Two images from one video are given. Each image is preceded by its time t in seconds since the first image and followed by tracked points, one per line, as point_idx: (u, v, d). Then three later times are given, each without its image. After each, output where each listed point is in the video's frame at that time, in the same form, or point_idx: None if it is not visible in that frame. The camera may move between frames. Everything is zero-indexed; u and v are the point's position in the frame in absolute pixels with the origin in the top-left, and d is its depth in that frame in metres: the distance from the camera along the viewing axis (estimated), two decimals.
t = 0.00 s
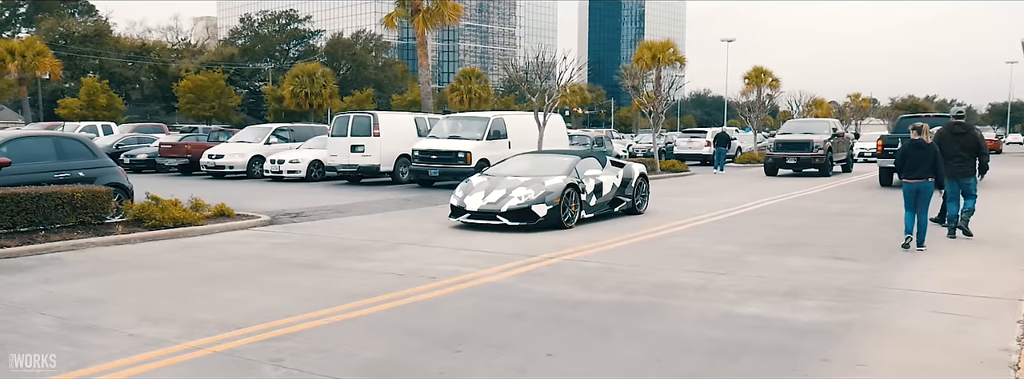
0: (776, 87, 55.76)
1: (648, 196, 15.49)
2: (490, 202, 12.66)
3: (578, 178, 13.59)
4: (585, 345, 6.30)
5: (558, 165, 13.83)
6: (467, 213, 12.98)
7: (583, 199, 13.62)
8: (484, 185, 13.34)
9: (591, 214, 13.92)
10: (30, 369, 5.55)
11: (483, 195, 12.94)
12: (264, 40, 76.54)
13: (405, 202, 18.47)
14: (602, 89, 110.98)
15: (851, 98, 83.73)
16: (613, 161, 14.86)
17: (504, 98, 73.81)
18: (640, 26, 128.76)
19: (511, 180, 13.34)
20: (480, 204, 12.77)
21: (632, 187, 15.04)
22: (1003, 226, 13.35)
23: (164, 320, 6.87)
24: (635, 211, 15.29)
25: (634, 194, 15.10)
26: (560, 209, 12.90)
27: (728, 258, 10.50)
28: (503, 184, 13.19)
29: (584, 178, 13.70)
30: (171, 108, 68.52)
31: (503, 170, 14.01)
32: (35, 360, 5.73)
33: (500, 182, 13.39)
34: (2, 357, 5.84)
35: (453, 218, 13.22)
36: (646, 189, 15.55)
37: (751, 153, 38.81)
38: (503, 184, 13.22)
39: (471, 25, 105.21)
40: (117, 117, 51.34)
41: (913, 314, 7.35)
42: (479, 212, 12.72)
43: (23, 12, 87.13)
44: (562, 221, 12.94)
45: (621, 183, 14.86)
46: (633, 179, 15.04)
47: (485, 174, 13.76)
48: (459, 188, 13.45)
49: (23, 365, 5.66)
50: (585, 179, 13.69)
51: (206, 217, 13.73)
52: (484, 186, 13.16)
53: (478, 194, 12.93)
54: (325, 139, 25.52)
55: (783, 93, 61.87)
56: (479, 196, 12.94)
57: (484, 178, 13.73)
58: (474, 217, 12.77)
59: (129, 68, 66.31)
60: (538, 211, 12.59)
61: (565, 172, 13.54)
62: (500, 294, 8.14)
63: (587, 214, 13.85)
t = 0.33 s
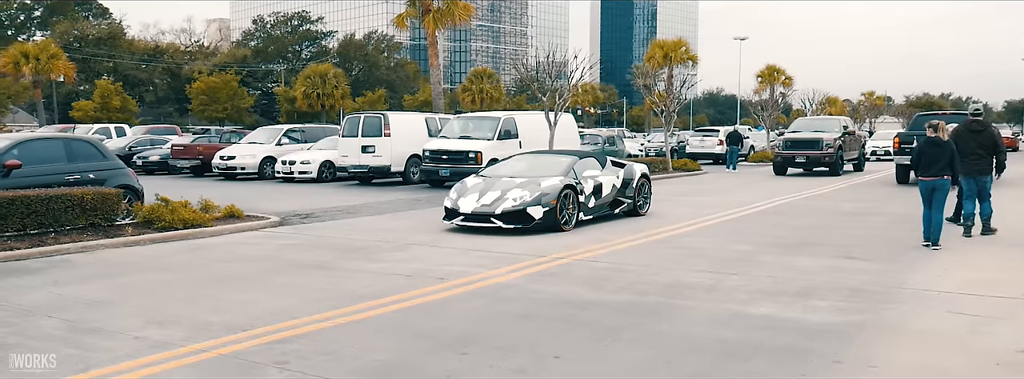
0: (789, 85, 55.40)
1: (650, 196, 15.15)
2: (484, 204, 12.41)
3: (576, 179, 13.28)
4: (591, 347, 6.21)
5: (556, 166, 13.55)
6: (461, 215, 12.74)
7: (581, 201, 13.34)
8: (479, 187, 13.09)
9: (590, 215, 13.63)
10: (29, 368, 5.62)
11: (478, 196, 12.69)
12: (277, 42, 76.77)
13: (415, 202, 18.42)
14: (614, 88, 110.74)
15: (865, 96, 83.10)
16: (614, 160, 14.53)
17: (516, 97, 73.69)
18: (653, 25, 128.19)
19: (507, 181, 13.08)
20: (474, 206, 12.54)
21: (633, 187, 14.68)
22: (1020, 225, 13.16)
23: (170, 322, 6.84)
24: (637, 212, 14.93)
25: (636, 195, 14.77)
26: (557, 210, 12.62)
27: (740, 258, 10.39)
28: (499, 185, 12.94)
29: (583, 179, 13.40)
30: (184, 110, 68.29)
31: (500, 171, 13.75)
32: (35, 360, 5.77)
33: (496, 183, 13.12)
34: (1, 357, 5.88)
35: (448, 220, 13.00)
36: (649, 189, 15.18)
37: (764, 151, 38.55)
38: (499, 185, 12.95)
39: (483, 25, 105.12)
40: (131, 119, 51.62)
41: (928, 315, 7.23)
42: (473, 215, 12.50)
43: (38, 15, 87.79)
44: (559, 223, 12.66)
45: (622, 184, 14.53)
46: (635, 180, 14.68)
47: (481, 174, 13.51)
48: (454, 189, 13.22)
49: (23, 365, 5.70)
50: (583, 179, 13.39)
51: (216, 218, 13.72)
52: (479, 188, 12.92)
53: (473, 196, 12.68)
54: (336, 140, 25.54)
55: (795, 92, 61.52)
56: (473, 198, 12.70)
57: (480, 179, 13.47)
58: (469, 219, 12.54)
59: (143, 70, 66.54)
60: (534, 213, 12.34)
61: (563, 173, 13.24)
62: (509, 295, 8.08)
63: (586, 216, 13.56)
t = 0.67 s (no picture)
0: (800, 83, 55.07)
1: (649, 197, 14.80)
2: (475, 206, 12.08)
3: (571, 180, 12.96)
4: (596, 349, 6.14)
5: (550, 166, 13.23)
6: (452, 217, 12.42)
7: (577, 202, 13.01)
8: (471, 188, 12.78)
9: (586, 217, 13.30)
10: (27, 369, 5.61)
11: (468, 198, 12.37)
12: (288, 42, 76.99)
13: (424, 202, 18.39)
14: (625, 87, 110.51)
15: (877, 93, 82.62)
16: (611, 160, 14.19)
17: (525, 97, 73.55)
18: (664, 23, 127.51)
19: (499, 182, 12.75)
20: (465, 208, 12.21)
21: (632, 187, 14.34)
22: None
23: (174, 324, 6.81)
24: (636, 213, 14.56)
25: (634, 195, 14.41)
26: (550, 212, 12.29)
27: (749, 257, 10.29)
28: (490, 187, 12.62)
29: (577, 180, 13.07)
30: (196, 110, 67.58)
31: (493, 172, 13.44)
32: (34, 360, 5.78)
33: (488, 184, 12.80)
34: None
35: (438, 223, 12.68)
36: (648, 189, 14.84)
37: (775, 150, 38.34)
38: (490, 186, 12.63)
39: (493, 25, 105.07)
40: (143, 120, 51.88)
41: (940, 316, 7.13)
42: (464, 217, 12.17)
43: (52, 18, 88.40)
44: (552, 225, 12.34)
45: (620, 185, 14.19)
46: (633, 180, 14.34)
47: (473, 176, 13.20)
48: (445, 191, 12.91)
49: (23, 365, 5.71)
50: (578, 180, 13.07)
51: (224, 219, 13.72)
52: (470, 189, 12.60)
53: (464, 198, 12.37)
54: (346, 139, 25.55)
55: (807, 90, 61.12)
56: (464, 200, 12.39)
57: (472, 180, 13.15)
58: (459, 222, 12.21)
59: (155, 71, 66.80)
60: (526, 215, 12.01)
61: (557, 173, 12.92)
62: (516, 296, 8.02)
63: (581, 218, 13.22)
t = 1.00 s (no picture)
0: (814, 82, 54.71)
1: (650, 199, 14.40)
2: (466, 208, 11.71)
3: (567, 181, 12.58)
4: (605, 350, 6.08)
5: (546, 166, 12.87)
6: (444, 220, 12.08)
7: (573, 204, 12.61)
8: (464, 189, 12.41)
9: (583, 219, 12.92)
10: (27, 369, 5.63)
11: (460, 200, 12.00)
12: (302, 42, 77.21)
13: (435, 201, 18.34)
14: (638, 86, 110.22)
15: (892, 92, 82.05)
16: (610, 161, 13.81)
17: (538, 96, 73.42)
18: (677, 22, 126.83)
19: (492, 183, 12.37)
20: (456, 210, 11.85)
21: (632, 188, 13.95)
22: None
23: (180, 324, 6.79)
24: (636, 215, 14.16)
25: (634, 196, 14.03)
26: (544, 215, 11.91)
27: (761, 258, 10.18)
28: (483, 188, 12.25)
29: (573, 181, 12.69)
30: (211, 110, 67.63)
31: (487, 172, 13.06)
32: (34, 361, 5.78)
33: (481, 185, 12.43)
34: None
35: (430, 225, 12.33)
36: (649, 190, 14.45)
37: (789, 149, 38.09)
38: (483, 187, 12.27)
39: (506, 24, 104.98)
40: (158, 119, 52.16)
41: (955, 318, 7.01)
42: (455, 220, 11.81)
43: (68, 18, 89.07)
44: (546, 228, 11.96)
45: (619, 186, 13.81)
46: (633, 181, 13.95)
47: (466, 177, 12.84)
48: (437, 192, 12.56)
49: (24, 365, 5.72)
50: (575, 181, 12.69)
51: (235, 218, 13.73)
52: (462, 190, 12.23)
53: (455, 199, 12.01)
54: (357, 139, 25.57)
55: (822, 89, 60.68)
56: (456, 202, 12.03)
57: (465, 181, 12.79)
58: (450, 225, 11.84)
59: (170, 71, 67.13)
60: (519, 217, 11.63)
61: (552, 174, 12.55)
62: (525, 296, 7.97)
63: (578, 220, 12.82)
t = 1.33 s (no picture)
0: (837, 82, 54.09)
1: (655, 201, 13.99)
2: (461, 211, 11.38)
3: (567, 183, 12.20)
4: (620, 354, 5.99)
5: (546, 168, 12.50)
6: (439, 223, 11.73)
7: (574, 207, 12.22)
8: (460, 191, 12.05)
9: (585, 223, 12.52)
10: (28, 368, 5.60)
11: (456, 202, 11.65)
12: (323, 42, 77.43)
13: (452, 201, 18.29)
14: (658, 86, 109.67)
15: (916, 92, 81.11)
16: (614, 162, 13.40)
17: (557, 96, 73.23)
18: (698, 22, 125.83)
19: (490, 185, 12.00)
20: (452, 213, 11.51)
21: (637, 191, 13.55)
22: None
23: (194, 323, 6.77)
24: (641, 218, 13.75)
25: (639, 199, 13.60)
26: (543, 218, 11.53)
27: (780, 260, 10.03)
28: (480, 190, 11.89)
29: (574, 183, 12.30)
30: (232, 109, 67.99)
31: (485, 174, 12.71)
32: (35, 360, 5.75)
33: (478, 186, 12.08)
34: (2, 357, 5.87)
35: (425, 228, 12.00)
36: (654, 193, 14.04)
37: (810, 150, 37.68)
38: (480, 189, 11.90)
39: (526, 24, 104.85)
40: (180, 118, 52.51)
41: (979, 323, 6.86)
42: (450, 223, 11.46)
43: (92, 17, 89.89)
44: (546, 232, 11.59)
45: (624, 188, 13.40)
46: (638, 183, 13.55)
47: (464, 178, 12.48)
48: (433, 194, 12.22)
49: (24, 365, 5.69)
50: (576, 184, 12.29)
51: (252, 218, 13.73)
52: (459, 192, 11.87)
53: (450, 202, 11.67)
54: (376, 138, 25.56)
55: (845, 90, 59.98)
56: (452, 204, 11.68)
57: (462, 182, 12.44)
58: (445, 228, 11.50)
59: (192, 70, 67.54)
60: (517, 221, 11.27)
61: (552, 176, 12.18)
62: (540, 298, 7.89)
63: (579, 224, 12.43)
